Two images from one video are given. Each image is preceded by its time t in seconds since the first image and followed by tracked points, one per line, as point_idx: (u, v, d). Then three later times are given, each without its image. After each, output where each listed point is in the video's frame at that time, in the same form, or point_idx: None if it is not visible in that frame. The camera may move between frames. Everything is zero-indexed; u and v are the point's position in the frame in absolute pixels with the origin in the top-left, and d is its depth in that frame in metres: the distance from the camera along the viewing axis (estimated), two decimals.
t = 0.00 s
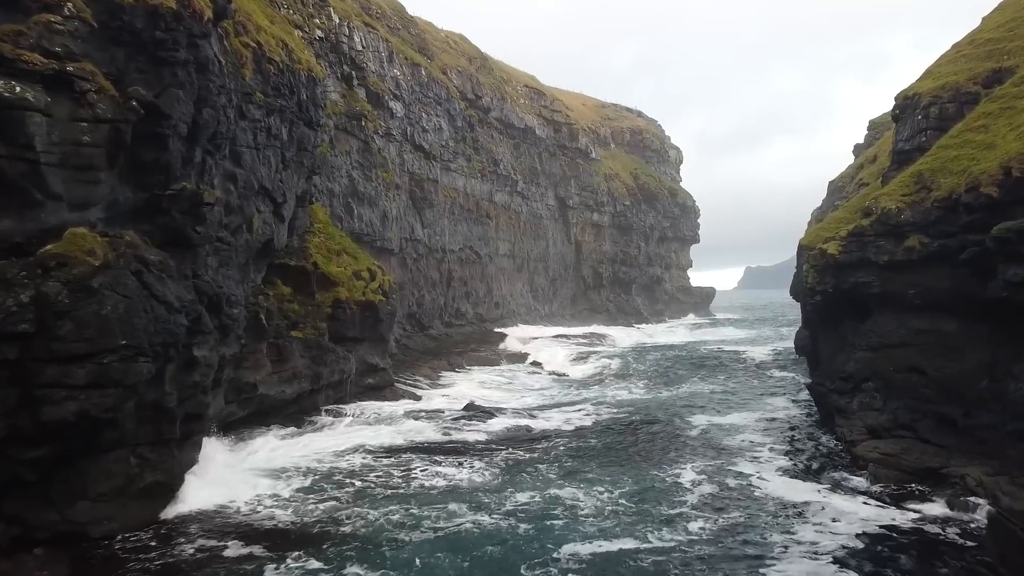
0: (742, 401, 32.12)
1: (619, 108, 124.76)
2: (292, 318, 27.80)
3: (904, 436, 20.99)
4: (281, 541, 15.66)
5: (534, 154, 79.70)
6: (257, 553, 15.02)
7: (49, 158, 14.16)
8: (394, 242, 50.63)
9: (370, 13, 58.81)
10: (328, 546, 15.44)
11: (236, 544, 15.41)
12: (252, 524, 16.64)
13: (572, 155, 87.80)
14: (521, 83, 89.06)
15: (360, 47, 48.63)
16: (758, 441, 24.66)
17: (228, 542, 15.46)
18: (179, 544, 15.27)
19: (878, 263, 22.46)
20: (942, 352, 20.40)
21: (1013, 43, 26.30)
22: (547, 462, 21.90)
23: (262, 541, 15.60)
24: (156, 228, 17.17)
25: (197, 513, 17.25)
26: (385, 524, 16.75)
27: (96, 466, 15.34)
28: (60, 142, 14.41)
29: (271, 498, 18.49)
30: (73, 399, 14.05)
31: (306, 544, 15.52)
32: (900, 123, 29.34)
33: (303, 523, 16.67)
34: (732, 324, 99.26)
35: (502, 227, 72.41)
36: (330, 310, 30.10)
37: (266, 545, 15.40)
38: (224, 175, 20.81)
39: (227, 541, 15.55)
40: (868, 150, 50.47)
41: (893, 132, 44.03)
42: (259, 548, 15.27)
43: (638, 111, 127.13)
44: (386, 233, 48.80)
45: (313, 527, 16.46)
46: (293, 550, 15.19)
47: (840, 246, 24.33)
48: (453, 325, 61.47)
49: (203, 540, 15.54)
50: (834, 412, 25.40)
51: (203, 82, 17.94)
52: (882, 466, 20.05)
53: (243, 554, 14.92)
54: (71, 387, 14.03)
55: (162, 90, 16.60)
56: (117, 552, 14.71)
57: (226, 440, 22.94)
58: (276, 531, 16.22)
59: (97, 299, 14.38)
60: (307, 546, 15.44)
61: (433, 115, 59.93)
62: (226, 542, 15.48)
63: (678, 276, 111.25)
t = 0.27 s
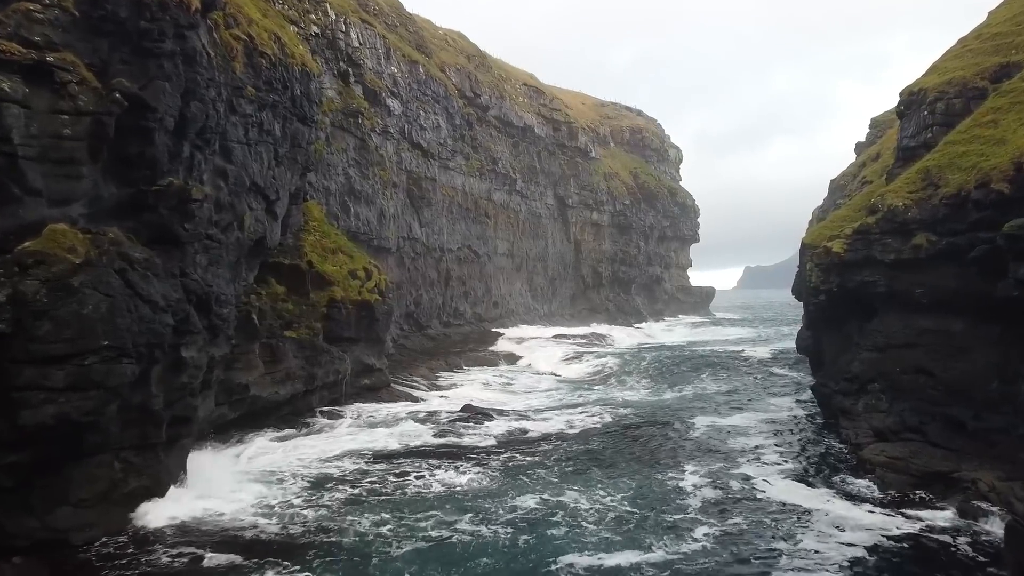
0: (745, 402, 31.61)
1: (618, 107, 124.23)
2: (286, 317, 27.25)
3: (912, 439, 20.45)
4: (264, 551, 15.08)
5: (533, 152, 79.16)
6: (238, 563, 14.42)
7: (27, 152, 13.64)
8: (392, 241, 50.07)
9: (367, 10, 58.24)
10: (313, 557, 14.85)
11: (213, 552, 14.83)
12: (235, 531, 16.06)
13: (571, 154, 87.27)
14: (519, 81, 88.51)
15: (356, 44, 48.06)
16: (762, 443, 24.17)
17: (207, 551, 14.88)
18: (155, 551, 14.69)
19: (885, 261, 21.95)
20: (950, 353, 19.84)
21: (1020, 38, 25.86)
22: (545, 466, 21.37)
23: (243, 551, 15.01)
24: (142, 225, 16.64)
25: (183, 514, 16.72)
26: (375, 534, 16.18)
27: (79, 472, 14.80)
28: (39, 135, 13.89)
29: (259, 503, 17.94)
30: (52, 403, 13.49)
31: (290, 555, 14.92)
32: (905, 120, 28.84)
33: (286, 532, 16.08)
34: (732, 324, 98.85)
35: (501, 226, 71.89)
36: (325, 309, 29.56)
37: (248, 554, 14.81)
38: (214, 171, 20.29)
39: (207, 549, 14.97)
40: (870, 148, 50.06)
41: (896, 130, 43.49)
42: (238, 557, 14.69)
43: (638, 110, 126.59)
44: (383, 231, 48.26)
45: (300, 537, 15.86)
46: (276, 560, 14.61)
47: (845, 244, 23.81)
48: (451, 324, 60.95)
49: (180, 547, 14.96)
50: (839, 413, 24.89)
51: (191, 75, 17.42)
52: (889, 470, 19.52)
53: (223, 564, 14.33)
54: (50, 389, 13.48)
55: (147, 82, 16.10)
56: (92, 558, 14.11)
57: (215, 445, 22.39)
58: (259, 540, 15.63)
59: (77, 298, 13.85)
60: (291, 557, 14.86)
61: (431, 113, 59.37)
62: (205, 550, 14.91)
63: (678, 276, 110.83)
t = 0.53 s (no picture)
0: (747, 403, 31.10)
1: (618, 106, 123.68)
2: (280, 317, 26.69)
3: (920, 442, 19.89)
4: (245, 562, 14.48)
5: (532, 151, 78.62)
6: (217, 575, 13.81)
7: (4, 145, 13.17)
8: (389, 240, 49.49)
9: (365, 6, 57.64)
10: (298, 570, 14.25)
11: (188, 564, 14.21)
12: (215, 540, 15.49)
13: (570, 152, 86.73)
14: (518, 79, 87.95)
15: (353, 40, 47.47)
16: (765, 446, 23.64)
17: (182, 561, 14.33)
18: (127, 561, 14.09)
19: (891, 260, 21.42)
20: (959, 354, 19.31)
21: None
22: (544, 471, 20.84)
23: (222, 562, 14.42)
24: (126, 222, 16.09)
25: (168, 522, 16.22)
26: (366, 544, 15.60)
27: (60, 477, 14.24)
28: (16, 128, 13.41)
29: (248, 510, 17.38)
30: (30, 406, 12.92)
31: (270, 566, 14.32)
32: (910, 116, 28.34)
33: (269, 541, 15.50)
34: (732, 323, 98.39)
35: (499, 225, 71.34)
36: (319, 309, 28.99)
37: (228, 566, 14.22)
38: (204, 167, 19.76)
39: (183, 560, 14.38)
40: (872, 147, 49.63)
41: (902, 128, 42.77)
42: (215, 567, 14.12)
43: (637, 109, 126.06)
44: (380, 230, 47.71)
45: (285, 547, 15.27)
46: (258, 572, 14.03)
47: (851, 243, 23.28)
48: (449, 324, 60.41)
49: (152, 557, 14.38)
50: (844, 415, 24.35)
51: (177, 66, 16.90)
52: (897, 474, 18.99)
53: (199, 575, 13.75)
54: (28, 393, 12.90)
55: (131, 74, 15.60)
56: (62, 567, 13.51)
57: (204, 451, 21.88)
58: (240, 550, 15.05)
59: (56, 297, 13.31)
60: (274, 569, 14.27)
61: (429, 111, 58.77)
62: (180, 561, 14.34)
63: (678, 276, 110.38)
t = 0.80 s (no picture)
0: (750, 405, 30.60)
1: (617, 105, 123.12)
2: (273, 317, 26.14)
3: (930, 446, 19.33)
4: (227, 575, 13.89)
5: (531, 150, 78.08)
6: None
7: None
8: (386, 239, 48.91)
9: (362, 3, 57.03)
10: None
11: None
12: (199, 551, 14.89)
13: (569, 151, 86.19)
14: (517, 77, 87.40)
15: (350, 37, 46.90)
16: (769, 449, 23.13)
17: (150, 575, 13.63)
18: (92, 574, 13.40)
19: (899, 258, 20.90)
20: (968, 354, 18.79)
21: None
22: (542, 476, 20.30)
23: (205, 574, 13.87)
24: (110, 219, 15.56)
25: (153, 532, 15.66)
26: (357, 555, 15.06)
27: (39, 483, 13.66)
28: None
29: (237, 518, 16.82)
30: (5, 410, 12.38)
31: None
32: (915, 112, 27.82)
33: (254, 552, 14.94)
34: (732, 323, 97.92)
35: (498, 224, 70.79)
36: (314, 309, 28.44)
37: None
38: (193, 162, 19.22)
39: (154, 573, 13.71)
40: (873, 145, 49.18)
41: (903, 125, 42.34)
42: None
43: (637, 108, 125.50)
44: (377, 229, 47.16)
45: (273, 558, 14.72)
46: None
47: (857, 240, 22.73)
48: (447, 324, 59.88)
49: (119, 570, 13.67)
50: (849, 417, 23.83)
51: (163, 57, 16.37)
52: (905, 479, 18.49)
53: None
54: (3, 397, 12.37)
55: (115, 64, 15.08)
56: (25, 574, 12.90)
57: (192, 455, 21.35)
58: (224, 562, 14.48)
59: (33, 295, 12.78)
60: None
61: (427, 109, 58.17)
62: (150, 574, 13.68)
63: (677, 275, 109.92)
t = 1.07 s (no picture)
0: (753, 407, 30.09)
1: (618, 104, 122.63)
2: (266, 316, 25.59)
3: (940, 449, 18.61)
4: None
5: (530, 149, 77.55)
6: None
7: None
8: (383, 239, 48.38)
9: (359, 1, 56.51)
10: None
11: None
12: (184, 563, 14.32)
13: (569, 151, 85.65)
14: (516, 76, 86.85)
15: (347, 34, 46.39)
16: (774, 452, 22.62)
17: None
18: None
19: (906, 256, 20.37)
20: (978, 355, 18.15)
21: None
22: (541, 480, 19.77)
23: None
24: (93, 215, 15.02)
25: (136, 544, 15.09)
26: (349, 564, 14.51)
27: (14, 490, 13.09)
28: None
29: (226, 527, 16.25)
30: None
31: None
32: (921, 108, 27.30)
33: (239, 563, 14.36)
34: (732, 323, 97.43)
35: (497, 223, 70.26)
36: (309, 309, 27.90)
37: None
38: (182, 157, 18.68)
39: None
40: (876, 144, 48.71)
41: (912, 119, 41.82)
42: None
43: (637, 107, 124.99)
44: (374, 228, 46.60)
45: (262, 568, 14.19)
46: None
47: (863, 238, 22.21)
48: (446, 324, 59.36)
49: None
50: (856, 420, 23.31)
51: (149, 48, 15.85)
52: (915, 484, 17.96)
53: None
54: None
55: (97, 54, 14.55)
56: None
57: (181, 459, 20.80)
58: (210, 573, 13.94)
59: (9, 293, 12.28)
60: None
61: (426, 107, 57.58)
62: None
63: (677, 275, 109.47)
